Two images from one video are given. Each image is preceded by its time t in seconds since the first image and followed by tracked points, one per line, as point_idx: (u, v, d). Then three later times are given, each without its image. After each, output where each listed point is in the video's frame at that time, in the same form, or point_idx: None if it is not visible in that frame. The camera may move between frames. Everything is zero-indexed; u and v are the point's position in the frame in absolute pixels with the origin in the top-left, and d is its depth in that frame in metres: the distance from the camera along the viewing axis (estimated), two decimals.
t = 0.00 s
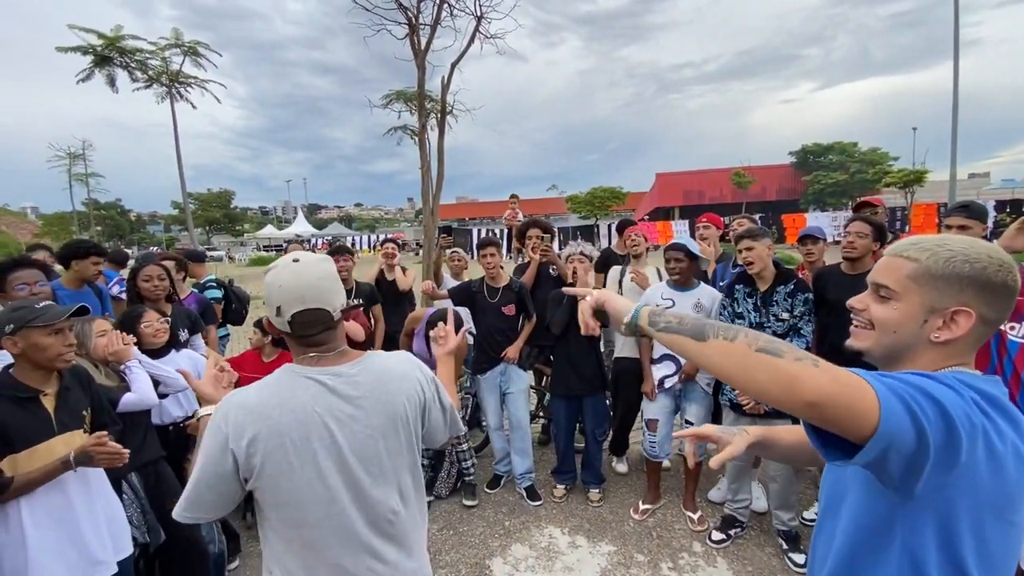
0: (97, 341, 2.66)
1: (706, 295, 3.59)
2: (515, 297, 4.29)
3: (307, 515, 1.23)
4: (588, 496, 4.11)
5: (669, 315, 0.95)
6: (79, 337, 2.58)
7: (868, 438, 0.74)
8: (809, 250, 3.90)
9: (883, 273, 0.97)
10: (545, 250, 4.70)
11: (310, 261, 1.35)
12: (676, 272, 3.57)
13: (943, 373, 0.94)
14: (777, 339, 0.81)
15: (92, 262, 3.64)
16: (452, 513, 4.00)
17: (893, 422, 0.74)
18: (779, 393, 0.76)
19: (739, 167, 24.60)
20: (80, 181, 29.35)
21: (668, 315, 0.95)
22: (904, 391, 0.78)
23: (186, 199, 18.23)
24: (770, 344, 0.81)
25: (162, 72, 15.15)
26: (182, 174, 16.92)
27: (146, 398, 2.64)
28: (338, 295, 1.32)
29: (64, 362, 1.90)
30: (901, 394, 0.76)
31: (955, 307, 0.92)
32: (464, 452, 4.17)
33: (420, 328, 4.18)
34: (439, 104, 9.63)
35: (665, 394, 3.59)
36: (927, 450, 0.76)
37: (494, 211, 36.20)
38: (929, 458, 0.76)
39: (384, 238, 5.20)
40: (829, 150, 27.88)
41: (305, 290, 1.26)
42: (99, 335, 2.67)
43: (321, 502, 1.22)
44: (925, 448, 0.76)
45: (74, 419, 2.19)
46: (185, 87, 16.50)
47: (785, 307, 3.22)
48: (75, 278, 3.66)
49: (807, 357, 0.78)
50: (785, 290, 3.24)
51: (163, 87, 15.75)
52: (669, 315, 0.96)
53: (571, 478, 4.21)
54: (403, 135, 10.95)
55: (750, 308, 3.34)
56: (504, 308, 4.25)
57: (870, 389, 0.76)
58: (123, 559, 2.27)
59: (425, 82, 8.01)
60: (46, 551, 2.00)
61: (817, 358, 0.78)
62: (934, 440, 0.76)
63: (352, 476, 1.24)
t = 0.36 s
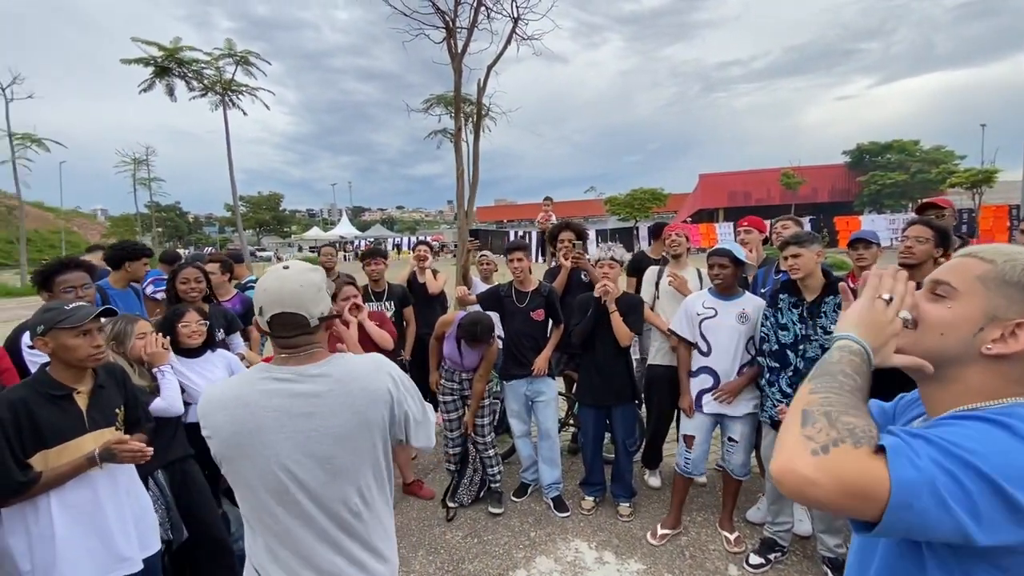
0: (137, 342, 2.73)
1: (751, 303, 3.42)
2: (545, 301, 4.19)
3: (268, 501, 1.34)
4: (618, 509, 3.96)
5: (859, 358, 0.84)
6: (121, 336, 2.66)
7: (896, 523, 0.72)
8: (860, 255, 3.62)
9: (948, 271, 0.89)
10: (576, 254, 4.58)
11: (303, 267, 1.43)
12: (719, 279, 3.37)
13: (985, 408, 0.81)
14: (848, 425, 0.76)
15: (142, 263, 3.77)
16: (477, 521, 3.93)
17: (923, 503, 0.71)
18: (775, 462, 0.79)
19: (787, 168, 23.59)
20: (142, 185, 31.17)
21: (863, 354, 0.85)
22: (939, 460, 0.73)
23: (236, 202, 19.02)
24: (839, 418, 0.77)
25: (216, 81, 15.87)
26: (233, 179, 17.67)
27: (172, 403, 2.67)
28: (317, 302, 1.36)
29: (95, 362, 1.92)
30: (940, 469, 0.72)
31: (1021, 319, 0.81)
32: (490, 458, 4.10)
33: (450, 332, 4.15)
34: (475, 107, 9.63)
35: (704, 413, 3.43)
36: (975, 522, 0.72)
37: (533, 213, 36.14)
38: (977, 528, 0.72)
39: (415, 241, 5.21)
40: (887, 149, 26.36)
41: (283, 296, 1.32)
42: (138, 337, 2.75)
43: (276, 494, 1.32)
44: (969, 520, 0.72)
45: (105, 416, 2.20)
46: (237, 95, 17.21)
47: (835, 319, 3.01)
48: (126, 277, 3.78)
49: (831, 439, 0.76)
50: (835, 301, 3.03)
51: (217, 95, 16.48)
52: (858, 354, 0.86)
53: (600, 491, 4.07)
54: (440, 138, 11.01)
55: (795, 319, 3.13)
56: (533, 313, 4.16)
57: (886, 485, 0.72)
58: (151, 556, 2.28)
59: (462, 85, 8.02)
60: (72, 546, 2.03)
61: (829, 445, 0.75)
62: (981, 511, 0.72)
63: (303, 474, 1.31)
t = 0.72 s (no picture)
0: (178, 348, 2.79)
1: (787, 312, 3.23)
2: (572, 305, 4.10)
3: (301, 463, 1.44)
4: (646, 522, 3.82)
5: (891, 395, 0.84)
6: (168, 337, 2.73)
7: (873, 555, 0.73)
8: (909, 260, 3.39)
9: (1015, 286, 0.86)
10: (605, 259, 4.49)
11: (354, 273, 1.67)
12: (752, 286, 3.22)
13: None
14: (821, 462, 0.79)
15: (177, 267, 3.89)
16: (500, 528, 3.87)
17: (898, 540, 0.72)
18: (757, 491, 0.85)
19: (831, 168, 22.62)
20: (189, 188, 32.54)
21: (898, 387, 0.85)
22: (922, 495, 0.73)
23: (276, 204, 19.58)
24: (816, 454, 0.81)
25: (257, 88, 16.38)
26: (273, 182, 18.21)
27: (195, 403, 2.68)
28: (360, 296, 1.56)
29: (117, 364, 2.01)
30: (922, 504, 0.72)
31: None
32: (515, 465, 4.04)
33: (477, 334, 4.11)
34: (505, 109, 9.59)
35: (736, 423, 3.27)
36: (974, 558, 0.70)
37: (565, 215, 35.87)
38: (977, 564, 0.70)
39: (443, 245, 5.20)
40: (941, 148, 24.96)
41: (346, 285, 1.53)
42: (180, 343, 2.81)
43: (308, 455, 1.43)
44: (962, 555, 0.70)
45: (132, 415, 2.25)
46: (276, 101, 17.71)
47: (883, 329, 2.82)
48: (163, 279, 3.90)
49: (801, 472, 0.81)
50: (884, 310, 2.83)
51: (257, 101, 17.00)
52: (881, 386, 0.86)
53: (627, 502, 3.95)
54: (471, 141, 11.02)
55: (839, 329, 2.95)
56: (559, 317, 4.08)
57: (847, 519, 0.75)
58: (175, 553, 2.31)
59: (492, 86, 7.98)
60: (97, 541, 2.06)
61: (796, 478, 0.80)
62: (977, 549, 0.70)
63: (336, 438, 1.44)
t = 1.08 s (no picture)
0: (211, 348, 2.76)
1: (822, 316, 3.09)
2: (595, 306, 4.02)
3: (295, 444, 1.59)
4: (670, 531, 3.70)
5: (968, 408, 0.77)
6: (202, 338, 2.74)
7: None
8: (953, 262, 3.20)
9: None
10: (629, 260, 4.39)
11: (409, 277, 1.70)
12: (782, 288, 3.08)
13: None
14: (860, 483, 0.74)
15: (193, 266, 3.88)
16: (520, 534, 3.79)
17: (947, 570, 0.63)
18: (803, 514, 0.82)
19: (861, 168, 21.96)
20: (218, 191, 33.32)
21: (974, 401, 0.77)
22: (971, 520, 0.64)
23: (300, 207, 19.87)
24: (856, 473, 0.76)
25: (282, 92, 16.65)
26: (297, 184, 18.48)
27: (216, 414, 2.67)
28: (406, 300, 1.64)
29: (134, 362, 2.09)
30: (971, 529, 0.63)
31: None
32: (536, 471, 3.95)
33: (496, 332, 4.07)
34: (527, 110, 9.52)
35: (767, 430, 3.13)
36: None
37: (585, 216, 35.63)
38: None
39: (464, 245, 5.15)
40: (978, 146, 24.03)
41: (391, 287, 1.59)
42: (214, 344, 2.78)
43: (298, 435, 1.56)
44: None
45: (151, 413, 2.24)
46: (301, 104, 17.97)
47: (927, 334, 2.65)
48: (184, 280, 3.92)
49: (836, 493, 0.77)
50: (927, 314, 2.67)
51: (283, 105, 17.27)
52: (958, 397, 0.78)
53: (651, 510, 3.83)
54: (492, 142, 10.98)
55: (879, 334, 2.80)
56: (583, 318, 4.00)
57: (887, 542, 0.69)
58: (193, 554, 2.30)
59: (514, 86, 7.93)
60: (114, 540, 2.05)
61: (834, 498, 0.76)
62: None
63: (319, 431, 1.51)
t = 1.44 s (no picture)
0: (227, 346, 2.68)
1: (845, 317, 2.97)
2: (607, 307, 3.91)
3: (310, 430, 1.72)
4: (684, 540, 3.59)
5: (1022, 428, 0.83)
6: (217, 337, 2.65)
7: None
8: (982, 262, 3.07)
9: None
10: (640, 261, 4.29)
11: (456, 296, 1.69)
12: (806, 289, 2.96)
13: None
14: (914, 529, 0.78)
15: (182, 266, 3.76)
16: (529, 542, 3.69)
17: None
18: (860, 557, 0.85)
19: (871, 168, 21.69)
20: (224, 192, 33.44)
21: None
22: None
23: (305, 208, 19.85)
24: (909, 519, 0.79)
25: (288, 92, 16.63)
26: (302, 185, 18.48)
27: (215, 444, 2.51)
28: (423, 308, 1.62)
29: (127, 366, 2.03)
30: None
31: None
32: (547, 477, 3.85)
33: (505, 330, 3.98)
34: (533, 109, 9.39)
35: (787, 437, 3.02)
36: None
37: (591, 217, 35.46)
38: None
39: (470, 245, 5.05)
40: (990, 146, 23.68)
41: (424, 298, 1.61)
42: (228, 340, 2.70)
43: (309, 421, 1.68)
44: None
45: (149, 419, 2.15)
46: (306, 105, 17.93)
47: (956, 338, 2.54)
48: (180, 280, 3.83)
49: (893, 539, 0.80)
50: (956, 317, 2.54)
51: (287, 105, 17.22)
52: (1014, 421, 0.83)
53: (664, 517, 3.72)
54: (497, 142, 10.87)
55: (903, 337, 2.67)
56: (593, 320, 3.89)
57: None
58: (190, 564, 2.21)
59: (520, 85, 7.82)
60: (107, 549, 1.97)
61: (889, 547, 0.80)
62: None
63: (313, 423, 1.60)
